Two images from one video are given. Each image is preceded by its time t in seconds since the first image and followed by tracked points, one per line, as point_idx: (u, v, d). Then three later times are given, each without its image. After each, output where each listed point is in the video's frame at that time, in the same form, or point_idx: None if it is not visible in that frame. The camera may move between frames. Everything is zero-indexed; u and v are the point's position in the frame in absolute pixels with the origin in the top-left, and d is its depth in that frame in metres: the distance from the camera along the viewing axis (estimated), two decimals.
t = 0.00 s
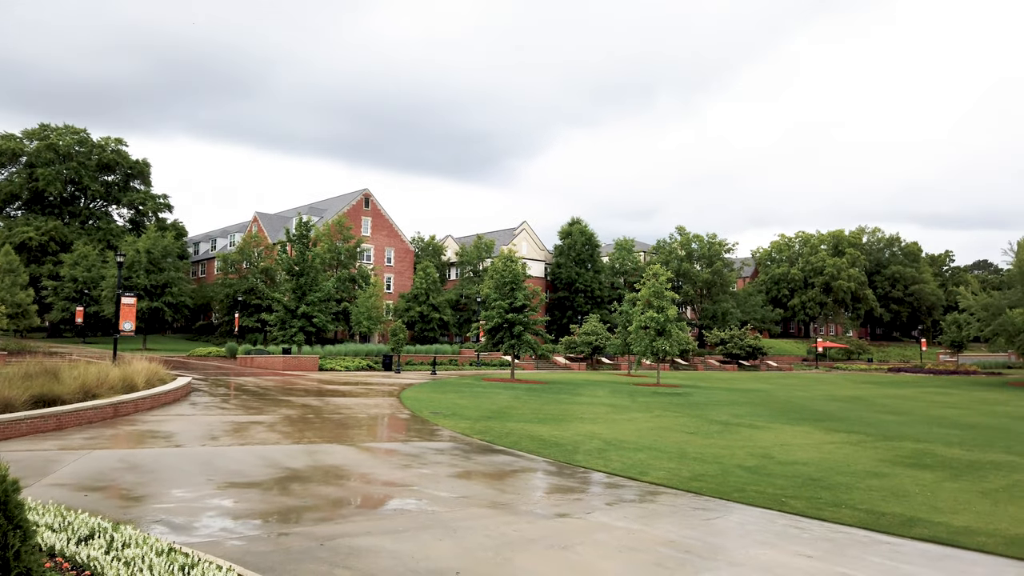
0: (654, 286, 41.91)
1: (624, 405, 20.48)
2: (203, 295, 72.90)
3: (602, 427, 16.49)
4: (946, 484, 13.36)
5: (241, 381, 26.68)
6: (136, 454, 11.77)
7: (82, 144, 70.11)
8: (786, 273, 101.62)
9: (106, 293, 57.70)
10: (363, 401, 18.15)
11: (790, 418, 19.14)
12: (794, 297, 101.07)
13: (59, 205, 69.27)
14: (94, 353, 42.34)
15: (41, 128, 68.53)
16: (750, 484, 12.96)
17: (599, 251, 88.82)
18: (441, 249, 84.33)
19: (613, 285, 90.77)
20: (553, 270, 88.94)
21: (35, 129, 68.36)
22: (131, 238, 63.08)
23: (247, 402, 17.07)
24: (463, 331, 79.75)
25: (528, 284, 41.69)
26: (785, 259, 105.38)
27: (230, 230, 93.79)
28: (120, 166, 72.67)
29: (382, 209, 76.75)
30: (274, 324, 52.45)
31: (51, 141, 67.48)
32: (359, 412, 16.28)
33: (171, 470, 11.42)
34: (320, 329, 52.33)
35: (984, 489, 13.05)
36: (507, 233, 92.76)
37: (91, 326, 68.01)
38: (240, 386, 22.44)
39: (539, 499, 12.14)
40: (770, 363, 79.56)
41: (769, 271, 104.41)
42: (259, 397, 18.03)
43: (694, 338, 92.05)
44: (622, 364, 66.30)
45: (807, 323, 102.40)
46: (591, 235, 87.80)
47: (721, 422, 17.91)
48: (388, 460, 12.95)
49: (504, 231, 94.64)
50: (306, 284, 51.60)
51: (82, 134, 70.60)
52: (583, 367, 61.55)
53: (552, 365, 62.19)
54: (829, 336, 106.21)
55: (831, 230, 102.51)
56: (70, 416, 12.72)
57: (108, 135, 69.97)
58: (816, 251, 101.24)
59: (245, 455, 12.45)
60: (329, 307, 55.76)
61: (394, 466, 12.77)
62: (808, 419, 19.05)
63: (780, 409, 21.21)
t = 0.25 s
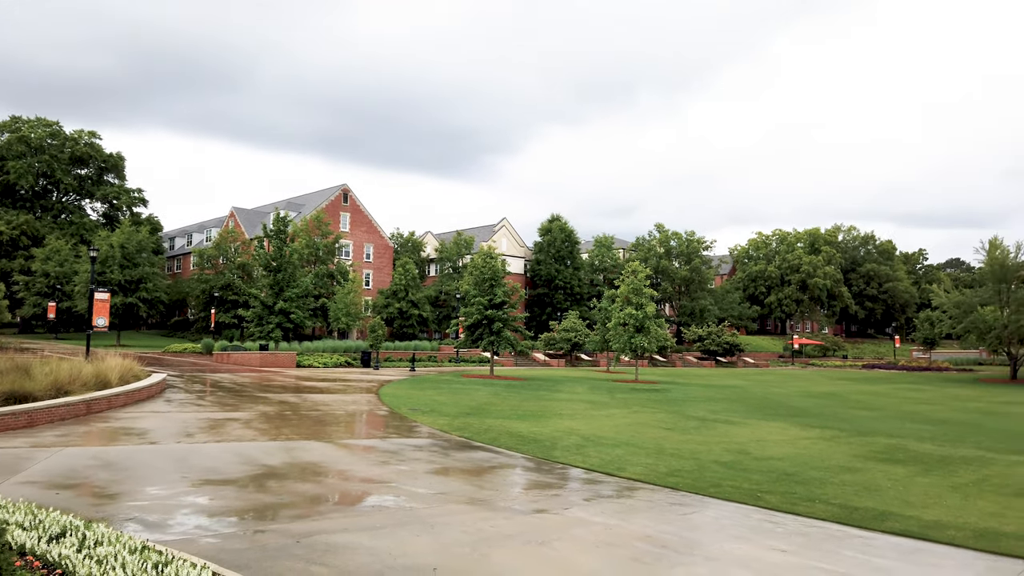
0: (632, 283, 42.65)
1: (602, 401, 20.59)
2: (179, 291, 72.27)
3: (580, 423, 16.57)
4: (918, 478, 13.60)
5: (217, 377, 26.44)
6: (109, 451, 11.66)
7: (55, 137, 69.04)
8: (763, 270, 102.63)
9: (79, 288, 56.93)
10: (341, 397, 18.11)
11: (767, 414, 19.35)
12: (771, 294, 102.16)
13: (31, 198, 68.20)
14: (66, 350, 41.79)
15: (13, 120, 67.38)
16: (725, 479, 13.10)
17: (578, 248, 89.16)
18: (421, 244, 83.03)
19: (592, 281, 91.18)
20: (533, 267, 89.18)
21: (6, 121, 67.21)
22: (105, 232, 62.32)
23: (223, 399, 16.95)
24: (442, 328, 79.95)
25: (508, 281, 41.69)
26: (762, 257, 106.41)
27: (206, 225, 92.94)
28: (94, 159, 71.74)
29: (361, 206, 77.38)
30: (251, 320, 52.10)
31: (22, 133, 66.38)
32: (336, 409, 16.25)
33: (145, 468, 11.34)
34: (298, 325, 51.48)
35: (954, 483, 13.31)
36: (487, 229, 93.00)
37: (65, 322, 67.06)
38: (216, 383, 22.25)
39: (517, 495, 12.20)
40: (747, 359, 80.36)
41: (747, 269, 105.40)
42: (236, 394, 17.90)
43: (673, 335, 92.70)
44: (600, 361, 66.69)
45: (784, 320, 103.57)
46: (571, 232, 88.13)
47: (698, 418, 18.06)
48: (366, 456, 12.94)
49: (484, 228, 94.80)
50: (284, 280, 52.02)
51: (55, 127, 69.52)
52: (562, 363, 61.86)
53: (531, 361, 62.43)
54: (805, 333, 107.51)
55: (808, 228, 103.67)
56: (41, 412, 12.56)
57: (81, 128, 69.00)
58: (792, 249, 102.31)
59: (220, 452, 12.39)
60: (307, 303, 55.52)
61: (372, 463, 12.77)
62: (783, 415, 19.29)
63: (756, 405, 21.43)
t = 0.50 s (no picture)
0: (610, 279, 42.58)
1: (579, 397, 20.68)
2: (152, 286, 71.51)
3: (556, 419, 16.66)
4: (888, 473, 13.85)
5: (189, 374, 26.16)
6: (79, 449, 11.52)
7: (24, 129, 67.80)
8: (739, 268, 103.72)
9: (49, 284, 56.08)
10: (317, 394, 18.06)
11: (742, 410, 19.57)
12: (746, 292, 103.34)
13: None
14: (36, 346, 41.16)
15: None
16: (700, 474, 13.24)
17: (556, 245, 89.46)
18: (399, 241, 85.51)
19: (570, 278, 91.57)
20: (511, 263, 89.30)
21: None
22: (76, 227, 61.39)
23: (197, 395, 16.81)
24: (420, 324, 80.15)
25: (486, 277, 41.69)
26: (737, 255, 107.44)
27: (179, 219, 91.84)
28: (64, 152, 70.59)
29: (338, 201, 76.72)
30: (226, 316, 51.70)
31: None
32: (312, 405, 16.20)
33: (115, 465, 11.23)
34: (274, 321, 51.57)
35: (923, 478, 13.59)
36: (465, 225, 93.14)
37: (34, 317, 66.02)
38: (189, 379, 22.04)
39: (492, 491, 12.23)
40: (722, 356, 81.30)
41: (723, 266, 106.45)
42: (210, 390, 17.77)
43: (649, 332, 93.32)
44: (577, 358, 67.01)
45: (759, 316, 104.87)
46: (549, 229, 88.35)
47: (673, 414, 18.24)
48: (342, 453, 12.93)
49: (462, 224, 94.90)
50: (259, 275, 51.91)
51: (24, 118, 68.26)
52: (540, 360, 62.22)
53: (509, 358, 62.68)
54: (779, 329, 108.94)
55: (783, 227, 104.90)
56: (10, 409, 12.38)
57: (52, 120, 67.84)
58: (767, 247, 103.47)
59: (193, 449, 12.30)
60: (284, 299, 55.18)
61: (348, 459, 12.76)
62: (758, 411, 19.52)
63: (731, 401, 21.66)
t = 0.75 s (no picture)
0: (585, 276, 42.78)
1: (552, 394, 20.84)
2: (121, 282, 70.53)
3: (531, 416, 16.76)
4: (856, 467, 14.12)
5: (159, 370, 25.89)
6: (44, 446, 11.35)
7: None
8: (712, 265, 104.88)
9: (14, 278, 55.05)
10: (289, 390, 17.98)
11: (713, 406, 19.83)
12: (719, 289, 104.53)
13: None
14: None
15: None
16: (672, 469, 13.40)
17: (532, 242, 89.72)
18: (374, 237, 84.76)
19: (546, 275, 91.89)
20: (487, 260, 89.36)
21: None
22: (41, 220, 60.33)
23: (167, 392, 16.61)
24: (395, 320, 80.08)
25: (461, 274, 41.67)
26: (711, 252, 108.46)
27: (149, 213, 90.43)
28: (30, 143, 69.36)
29: (312, 196, 76.89)
30: (196, 312, 51.27)
31: None
32: (285, 402, 16.14)
33: (83, 463, 11.07)
34: (245, 317, 51.53)
35: (890, 472, 13.86)
36: (440, 222, 93.20)
37: None
38: (159, 376, 21.79)
39: (466, 487, 12.28)
40: (695, 352, 82.24)
41: (696, 264, 107.51)
42: (180, 387, 17.62)
43: (624, 328, 93.88)
44: (553, 354, 67.10)
45: (731, 313, 106.19)
46: (524, 226, 88.58)
47: (647, 410, 18.41)
48: (314, 450, 12.89)
49: (437, 220, 94.89)
50: (231, 270, 51.31)
51: None
52: (515, 356, 62.53)
53: (484, 354, 62.91)
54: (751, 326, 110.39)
55: (755, 224, 106.28)
56: None
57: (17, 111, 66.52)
58: (740, 245, 104.68)
59: (163, 447, 12.18)
60: (256, 295, 54.77)
61: (320, 456, 12.73)
62: (730, 407, 19.79)
63: (704, 397, 21.92)
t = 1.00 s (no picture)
0: (558, 273, 43.09)
1: (525, 390, 20.98)
2: (85, 277, 69.44)
3: (503, 412, 16.85)
4: (823, 462, 14.39)
5: (126, 367, 25.51)
6: (6, 445, 11.13)
7: None
8: (684, 263, 106.01)
9: None
10: (260, 387, 17.89)
11: (684, 402, 20.08)
12: (691, 286, 105.75)
13: None
14: None
15: None
16: (643, 465, 13.54)
17: (505, 238, 89.98)
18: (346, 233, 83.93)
19: (519, 272, 92.19)
20: (460, 257, 89.30)
21: None
22: (3, 214, 59.15)
23: (133, 389, 16.37)
24: (368, 317, 79.94)
25: (434, 270, 41.70)
26: (683, 250, 109.57)
27: (116, 207, 88.86)
28: None
29: (283, 190, 76.83)
30: (164, 308, 50.66)
31: None
32: (255, 399, 16.06)
33: (46, 462, 10.87)
34: (214, 313, 50.71)
35: (856, 467, 14.13)
36: (414, 218, 93.27)
37: None
38: (125, 372, 21.49)
39: (438, 484, 12.28)
40: (667, 348, 83.11)
41: (668, 261, 108.62)
42: (148, 384, 17.41)
43: (597, 325, 94.38)
44: (526, 351, 67.09)
45: (703, 311, 107.51)
46: (498, 222, 88.82)
47: (619, 407, 18.58)
48: (285, 448, 12.82)
49: (410, 217, 94.95)
50: (199, 266, 50.89)
51: None
52: (488, 353, 62.90)
53: (457, 351, 63.09)
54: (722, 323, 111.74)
55: (726, 223, 107.75)
56: None
57: None
58: (711, 243, 105.89)
59: (130, 445, 12.02)
60: (226, 291, 54.35)
61: (291, 454, 12.66)
62: (700, 403, 20.07)
63: (675, 393, 22.19)
